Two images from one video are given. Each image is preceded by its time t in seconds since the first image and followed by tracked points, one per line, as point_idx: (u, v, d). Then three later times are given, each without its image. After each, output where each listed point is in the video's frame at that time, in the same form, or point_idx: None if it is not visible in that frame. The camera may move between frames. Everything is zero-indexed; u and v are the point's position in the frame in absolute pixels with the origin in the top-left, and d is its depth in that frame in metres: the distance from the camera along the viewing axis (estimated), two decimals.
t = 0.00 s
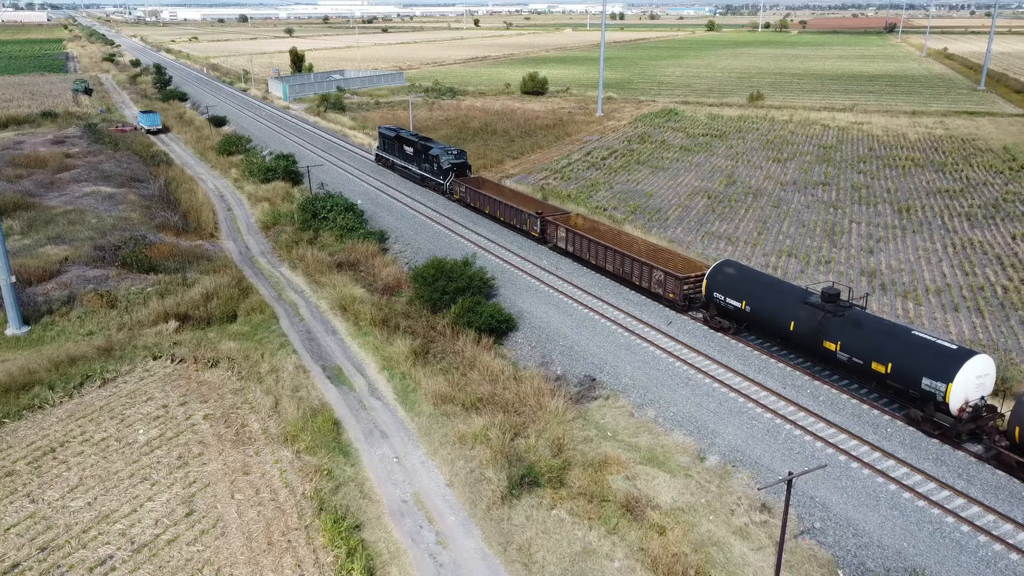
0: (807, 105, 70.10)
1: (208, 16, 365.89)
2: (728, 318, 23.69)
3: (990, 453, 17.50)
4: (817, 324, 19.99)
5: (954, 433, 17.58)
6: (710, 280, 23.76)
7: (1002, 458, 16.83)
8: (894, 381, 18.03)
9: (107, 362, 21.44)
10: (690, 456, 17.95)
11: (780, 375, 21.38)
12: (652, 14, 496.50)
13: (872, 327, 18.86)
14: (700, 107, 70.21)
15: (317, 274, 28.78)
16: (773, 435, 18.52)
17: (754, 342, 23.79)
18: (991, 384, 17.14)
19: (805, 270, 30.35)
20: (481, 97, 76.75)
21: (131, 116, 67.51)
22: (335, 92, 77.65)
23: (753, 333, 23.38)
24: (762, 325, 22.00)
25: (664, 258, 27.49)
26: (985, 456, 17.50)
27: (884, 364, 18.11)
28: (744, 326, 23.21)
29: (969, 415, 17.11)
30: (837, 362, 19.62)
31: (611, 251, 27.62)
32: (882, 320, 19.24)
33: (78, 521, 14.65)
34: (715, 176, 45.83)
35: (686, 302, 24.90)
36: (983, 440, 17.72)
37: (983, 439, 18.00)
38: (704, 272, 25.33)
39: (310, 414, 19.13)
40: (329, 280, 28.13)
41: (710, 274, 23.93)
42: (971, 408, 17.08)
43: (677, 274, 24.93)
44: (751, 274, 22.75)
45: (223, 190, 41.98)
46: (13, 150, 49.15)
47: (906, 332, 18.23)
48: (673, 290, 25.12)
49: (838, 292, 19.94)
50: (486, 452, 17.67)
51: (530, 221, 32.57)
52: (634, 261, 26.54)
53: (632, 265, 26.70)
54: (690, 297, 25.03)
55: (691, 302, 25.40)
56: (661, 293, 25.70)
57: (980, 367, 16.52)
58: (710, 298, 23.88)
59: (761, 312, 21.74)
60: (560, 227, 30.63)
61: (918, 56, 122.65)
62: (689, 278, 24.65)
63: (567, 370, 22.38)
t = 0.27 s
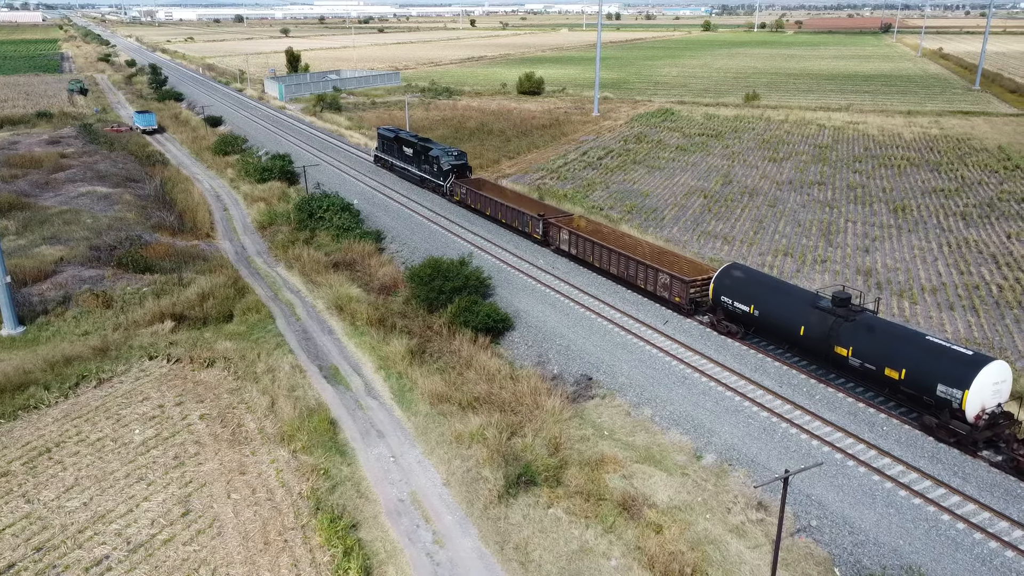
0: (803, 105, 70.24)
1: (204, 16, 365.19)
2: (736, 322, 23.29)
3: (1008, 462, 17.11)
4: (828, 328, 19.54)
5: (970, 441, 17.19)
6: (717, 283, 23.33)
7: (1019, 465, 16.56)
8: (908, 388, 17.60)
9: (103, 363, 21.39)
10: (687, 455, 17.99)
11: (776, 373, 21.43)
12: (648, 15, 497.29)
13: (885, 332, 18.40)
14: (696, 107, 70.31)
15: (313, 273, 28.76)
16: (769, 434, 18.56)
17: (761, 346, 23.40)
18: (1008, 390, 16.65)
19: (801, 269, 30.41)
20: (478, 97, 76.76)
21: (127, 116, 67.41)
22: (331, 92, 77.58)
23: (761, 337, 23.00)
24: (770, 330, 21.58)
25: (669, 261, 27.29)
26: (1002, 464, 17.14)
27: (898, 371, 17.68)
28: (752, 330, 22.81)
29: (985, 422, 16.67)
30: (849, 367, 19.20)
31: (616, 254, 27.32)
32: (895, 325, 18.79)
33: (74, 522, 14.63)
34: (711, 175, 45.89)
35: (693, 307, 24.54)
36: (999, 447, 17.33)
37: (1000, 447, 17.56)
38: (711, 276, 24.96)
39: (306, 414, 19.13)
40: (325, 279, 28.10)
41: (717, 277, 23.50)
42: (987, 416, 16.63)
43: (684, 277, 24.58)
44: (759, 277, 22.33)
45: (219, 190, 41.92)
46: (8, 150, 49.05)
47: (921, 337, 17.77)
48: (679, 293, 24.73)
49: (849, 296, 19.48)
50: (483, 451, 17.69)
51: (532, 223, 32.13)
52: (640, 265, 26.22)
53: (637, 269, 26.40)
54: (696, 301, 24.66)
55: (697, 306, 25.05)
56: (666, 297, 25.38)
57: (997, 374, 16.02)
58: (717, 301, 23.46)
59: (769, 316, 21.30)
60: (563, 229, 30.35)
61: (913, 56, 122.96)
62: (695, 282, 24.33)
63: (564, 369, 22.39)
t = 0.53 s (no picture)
0: (799, 105, 70.38)
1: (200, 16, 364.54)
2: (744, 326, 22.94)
3: None
4: (839, 333, 19.21)
5: (987, 449, 16.92)
6: (724, 287, 22.95)
7: None
8: (922, 395, 17.30)
9: (99, 363, 21.35)
10: (683, 454, 18.02)
11: (773, 372, 21.47)
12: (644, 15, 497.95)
13: (898, 338, 18.09)
14: (693, 106, 70.41)
15: (310, 273, 28.75)
16: (765, 432, 18.61)
17: (770, 350, 23.09)
18: None
19: (797, 268, 30.49)
20: (474, 97, 76.74)
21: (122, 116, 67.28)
22: (327, 92, 77.51)
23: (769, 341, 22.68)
24: (779, 334, 21.26)
25: (675, 263, 26.82)
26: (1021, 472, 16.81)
27: (912, 377, 17.36)
28: (761, 334, 22.47)
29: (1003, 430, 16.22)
30: (861, 373, 18.87)
31: (621, 257, 26.91)
32: (909, 330, 18.48)
33: (69, 521, 14.60)
34: (707, 175, 45.95)
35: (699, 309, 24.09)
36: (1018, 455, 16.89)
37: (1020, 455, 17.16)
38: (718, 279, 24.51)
39: (303, 414, 19.12)
40: (322, 279, 28.07)
41: (725, 280, 23.17)
42: (1006, 423, 16.14)
43: (691, 280, 24.17)
44: (768, 281, 21.97)
45: (215, 190, 41.86)
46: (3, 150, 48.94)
47: (936, 343, 17.46)
48: (686, 296, 24.33)
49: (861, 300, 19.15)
50: (479, 450, 17.71)
51: (534, 225, 31.88)
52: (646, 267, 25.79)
53: (642, 271, 26.02)
54: (702, 304, 24.25)
55: (704, 309, 24.69)
56: (672, 300, 24.94)
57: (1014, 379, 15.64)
58: (724, 305, 23.12)
59: (778, 321, 20.98)
60: (566, 232, 29.99)
61: (908, 56, 123.27)
62: (702, 285, 23.96)
63: (561, 368, 22.40)
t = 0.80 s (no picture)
0: (795, 104, 70.53)
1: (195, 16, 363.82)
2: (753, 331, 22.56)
3: None
4: (850, 338, 18.82)
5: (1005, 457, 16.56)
6: (733, 291, 22.61)
7: None
8: (937, 401, 16.85)
9: (94, 363, 21.32)
10: (680, 452, 18.05)
11: (769, 371, 21.50)
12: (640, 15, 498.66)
13: (912, 343, 17.66)
14: (688, 106, 70.52)
15: (306, 272, 28.73)
16: (761, 430, 18.65)
17: (780, 355, 22.69)
18: None
19: (793, 267, 30.57)
20: (470, 97, 76.74)
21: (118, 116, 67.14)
22: (323, 92, 77.42)
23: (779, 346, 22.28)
24: (788, 339, 20.88)
25: (680, 266, 26.50)
26: None
27: (926, 383, 16.91)
28: (771, 339, 22.08)
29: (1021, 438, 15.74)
30: (873, 379, 18.42)
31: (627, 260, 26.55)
32: (923, 334, 18.06)
33: (65, 522, 14.58)
34: (703, 174, 46.03)
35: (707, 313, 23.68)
36: None
37: None
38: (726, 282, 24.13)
39: (299, 413, 19.11)
40: (318, 279, 28.04)
41: (733, 284, 22.83)
42: None
43: (698, 284, 23.82)
44: (778, 286, 21.62)
45: (210, 189, 41.80)
46: None
47: (951, 348, 17.02)
48: (692, 299, 24.02)
49: (872, 304, 18.76)
50: (476, 449, 17.72)
51: (537, 228, 31.64)
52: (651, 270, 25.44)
53: (649, 275, 25.68)
54: (710, 308, 23.87)
55: (711, 313, 24.27)
56: (680, 304, 24.62)
57: None
58: (732, 309, 22.76)
59: (788, 326, 20.60)
60: (570, 234, 29.68)
61: (903, 56, 123.70)
62: (709, 288, 23.57)
63: (557, 367, 22.41)
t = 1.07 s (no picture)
0: (790, 104, 70.61)
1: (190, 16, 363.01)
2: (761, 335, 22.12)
3: None
4: (863, 344, 18.38)
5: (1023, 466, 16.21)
6: (740, 295, 22.18)
7: None
8: (954, 409, 16.49)
9: (89, 363, 21.27)
10: (676, 451, 18.09)
11: (765, 370, 21.56)
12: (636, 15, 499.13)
13: (927, 349, 17.25)
14: (684, 106, 70.60)
15: (302, 272, 28.70)
16: (757, 429, 18.70)
17: (788, 359, 22.29)
18: None
19: (789, 266, 30.63)
20: (466, 97, 76.67)
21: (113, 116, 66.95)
22: (319, 92, 77.31)
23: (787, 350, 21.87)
24: (798, 344, 20.46)
25: (686, 269, 26.12)
26: None
27: (943, 391, 16.53)
28: (779, 343, 21.65)
29: None
30: (888, 385, 18.02)
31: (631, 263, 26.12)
32: (937, 339, 17.66)
33: (60, 522, 14.54)
34: (699, 174, 46.10)
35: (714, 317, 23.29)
36: None
37: None
38: (734, 285, 23.74)
39: (295, 413, 19.09)
40: (314, 279, 28.00)
41: (740, 288, 22.38)
42: None
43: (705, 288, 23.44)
44: (786, 289, 21.16)
45: (206, 189, 41.73)
46: None
47: (967, 354, 16.63)
48: (699, 304, 23.59)
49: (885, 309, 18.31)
50: (472, 448, 17.75)
51: (539, 230, 31.23)
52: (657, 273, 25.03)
53: (653, 278, 25.28)
54: (718, 313, 23.47)
55: (719, 317, 23.83)
56: (685, 308, 24.19)
57: None
58: (740, 313, 22.33)
59: (798, 330, 20.15)
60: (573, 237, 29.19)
61: (898, 56, 123.95)
62: (716, 292, 23.20)
63: (553, 366, 22.45)
